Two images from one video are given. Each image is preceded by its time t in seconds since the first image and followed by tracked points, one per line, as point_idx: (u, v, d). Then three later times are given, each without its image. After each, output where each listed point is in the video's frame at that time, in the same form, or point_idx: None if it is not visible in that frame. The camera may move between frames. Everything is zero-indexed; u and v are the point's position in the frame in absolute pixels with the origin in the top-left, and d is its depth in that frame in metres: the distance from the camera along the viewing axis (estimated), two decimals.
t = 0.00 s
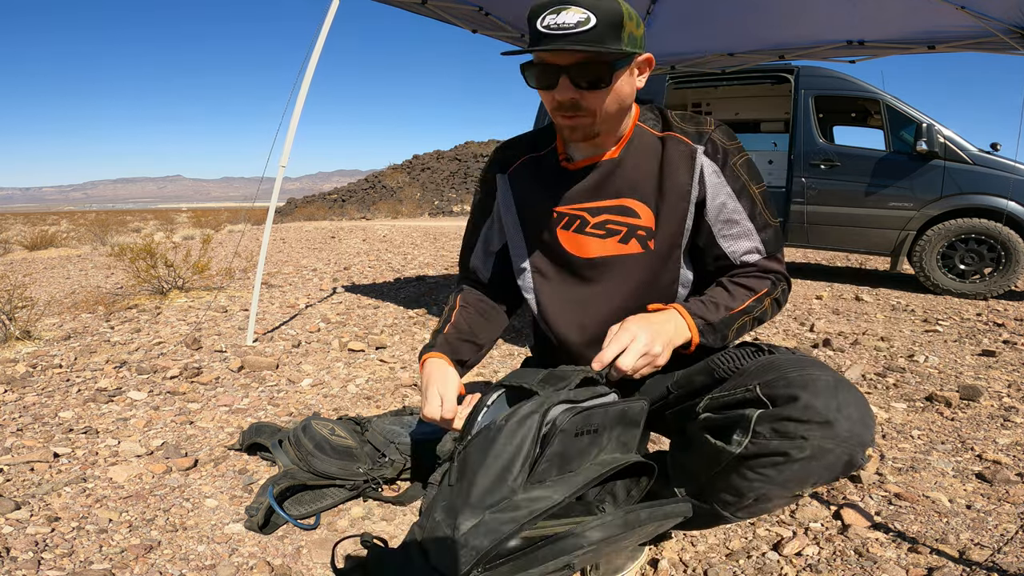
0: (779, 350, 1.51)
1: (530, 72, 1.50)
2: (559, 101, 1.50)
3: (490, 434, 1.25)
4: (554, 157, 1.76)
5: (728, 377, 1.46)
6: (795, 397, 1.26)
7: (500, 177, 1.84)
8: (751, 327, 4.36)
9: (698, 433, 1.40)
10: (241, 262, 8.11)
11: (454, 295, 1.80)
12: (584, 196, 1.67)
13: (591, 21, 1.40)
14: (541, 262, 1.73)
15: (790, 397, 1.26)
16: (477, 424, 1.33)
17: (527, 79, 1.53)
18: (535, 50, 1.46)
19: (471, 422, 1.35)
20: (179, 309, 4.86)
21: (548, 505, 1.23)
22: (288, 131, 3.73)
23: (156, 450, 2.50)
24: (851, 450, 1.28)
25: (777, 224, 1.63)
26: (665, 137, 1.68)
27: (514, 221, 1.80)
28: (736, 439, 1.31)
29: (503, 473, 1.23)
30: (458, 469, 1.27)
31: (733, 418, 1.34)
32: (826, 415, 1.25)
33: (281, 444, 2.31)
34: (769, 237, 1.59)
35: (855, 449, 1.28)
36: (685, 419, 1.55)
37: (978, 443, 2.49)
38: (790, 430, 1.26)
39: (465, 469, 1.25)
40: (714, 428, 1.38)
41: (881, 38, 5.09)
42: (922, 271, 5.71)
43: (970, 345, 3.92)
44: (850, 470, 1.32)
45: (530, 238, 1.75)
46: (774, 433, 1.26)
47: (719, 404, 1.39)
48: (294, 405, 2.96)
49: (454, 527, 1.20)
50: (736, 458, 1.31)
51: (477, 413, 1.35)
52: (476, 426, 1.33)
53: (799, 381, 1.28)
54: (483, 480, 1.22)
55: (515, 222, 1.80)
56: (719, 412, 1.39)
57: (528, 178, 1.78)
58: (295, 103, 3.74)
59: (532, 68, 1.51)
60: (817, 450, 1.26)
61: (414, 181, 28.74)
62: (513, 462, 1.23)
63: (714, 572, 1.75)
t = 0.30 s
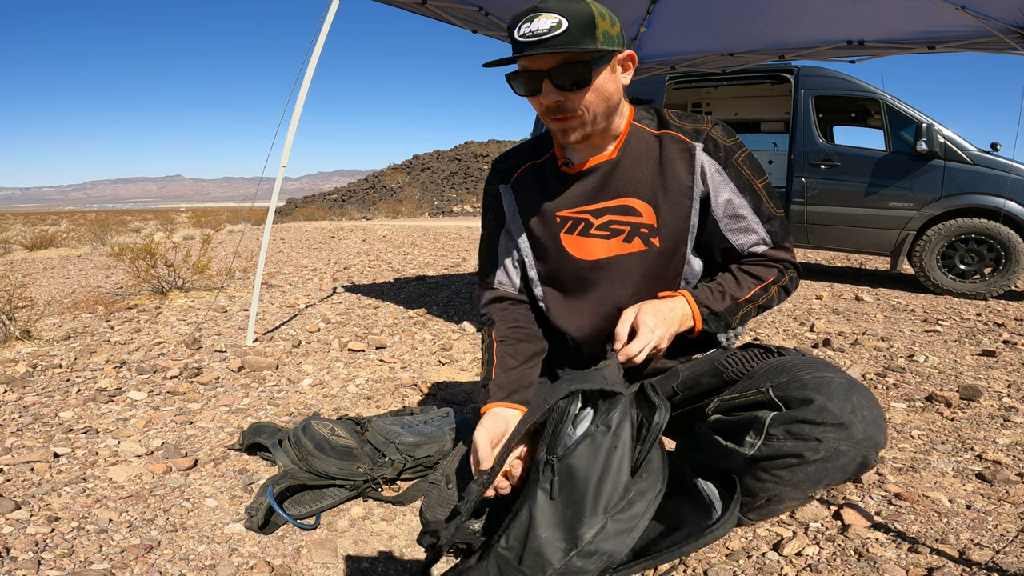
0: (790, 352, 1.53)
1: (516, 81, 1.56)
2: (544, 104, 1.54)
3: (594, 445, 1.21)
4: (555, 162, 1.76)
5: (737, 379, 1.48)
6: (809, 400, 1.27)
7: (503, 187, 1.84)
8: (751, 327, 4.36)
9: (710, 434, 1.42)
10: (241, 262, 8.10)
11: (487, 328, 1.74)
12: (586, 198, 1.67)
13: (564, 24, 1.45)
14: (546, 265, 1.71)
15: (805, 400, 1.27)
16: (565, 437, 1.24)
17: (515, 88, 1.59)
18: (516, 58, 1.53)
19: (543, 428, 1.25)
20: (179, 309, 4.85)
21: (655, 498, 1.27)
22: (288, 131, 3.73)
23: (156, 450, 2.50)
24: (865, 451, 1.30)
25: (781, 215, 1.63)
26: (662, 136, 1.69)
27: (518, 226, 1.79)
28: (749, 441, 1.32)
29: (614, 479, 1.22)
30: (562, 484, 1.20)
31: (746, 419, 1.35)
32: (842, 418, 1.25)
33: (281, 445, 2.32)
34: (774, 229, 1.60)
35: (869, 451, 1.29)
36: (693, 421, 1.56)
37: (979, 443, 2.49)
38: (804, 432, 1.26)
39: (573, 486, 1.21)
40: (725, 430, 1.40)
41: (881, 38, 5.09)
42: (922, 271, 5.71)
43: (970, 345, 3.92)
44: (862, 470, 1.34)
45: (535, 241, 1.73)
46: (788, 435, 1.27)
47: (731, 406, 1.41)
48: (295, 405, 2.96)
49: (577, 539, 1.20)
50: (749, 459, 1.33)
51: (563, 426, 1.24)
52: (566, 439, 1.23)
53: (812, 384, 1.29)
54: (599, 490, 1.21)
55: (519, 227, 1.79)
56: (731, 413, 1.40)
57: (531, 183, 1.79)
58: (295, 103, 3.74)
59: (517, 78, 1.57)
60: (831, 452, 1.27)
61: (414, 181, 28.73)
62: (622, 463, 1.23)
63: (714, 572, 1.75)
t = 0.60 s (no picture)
0: (788, 349, 1.55)
1: (529, 64, 1.57)
2: (557, 87, 1.55)
3: (618, 467, 1.10)
4: (554, 158, 1.77)
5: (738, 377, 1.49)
6: (813, 398, 1.28)
7: (500, 180, 1.84)
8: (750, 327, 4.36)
9: (712, 433, 1.42)
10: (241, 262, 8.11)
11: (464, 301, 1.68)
12: (584, 194, 1.67)
13: (586, 12, 1.46)
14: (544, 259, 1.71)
15: (809, 398, 1.29)
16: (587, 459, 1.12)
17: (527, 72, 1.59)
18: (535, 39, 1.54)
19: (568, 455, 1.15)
20: (179, 309, 4.86)
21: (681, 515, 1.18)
22: (289, 131, 3.73)
23: (156, 450, 2.50)
24: (867, 447, 1.33)
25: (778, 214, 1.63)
26: (661, 136, 1.69)
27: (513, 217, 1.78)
28: (754, 439, 1.33)
29: (640, 501, 1.12)
30: (584, 508, 1.10)
31: (749, 418, 1.36)
32: (845, 415, 1.28)
33: (282, 445, 2.32)
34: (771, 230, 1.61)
35: (870, 447, 1.32)
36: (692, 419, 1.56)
37: (978, 443, 2.49)
38: (809, 429, 1.28)
39: (594, 511, 1.10)
40: (728, 429, 1.40)
41: (881, 38, 5.09)
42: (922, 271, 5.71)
43: (970, 345, 3.92)
44: (864, 466, 1.37)
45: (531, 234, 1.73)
46: (793, 433, 1.29)
47: (733, 405, 1.41)
48: (295, 405, 2.96)
49: (600, 562, 1.11)
50: (753, 456, 1.33)
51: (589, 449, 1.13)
52: (588, 462, 1.12)
53: (816, 381, 1.31)
54: (624, 514, 1.11)
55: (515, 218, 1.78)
56: (733, 412, 1.40)
57: (529, 177, 1.79)
58: (295, 103, 3.74)
59: (529, 61, 1.58)
60: (835, 449, 1.30)
61: (414, 181, 28.74)
62: (647, 485, 1.13)
63: (714, 572, 1.75)
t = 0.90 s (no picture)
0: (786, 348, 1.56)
1: (548, 47, 1.53)
2: (575, 75, 1.53)
3: (640, 477, 1.08)
4: (553, 153, 1.77)
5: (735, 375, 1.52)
6: (807, 393, 1.32)
7: (499, 172, 1.85)
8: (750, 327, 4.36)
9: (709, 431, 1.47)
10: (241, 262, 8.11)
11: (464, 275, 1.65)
12: (581, 188, 1.68)
13: (616, 9, 1.44)
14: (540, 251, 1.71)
15: (803, 394, 1.32)
16: (610, 469, 1.09)
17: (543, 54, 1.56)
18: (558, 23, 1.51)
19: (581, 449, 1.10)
20: (179, 309, 4.85)
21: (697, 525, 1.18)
22: (289, 131, 3.73)
23: (156, 450, 2.50)
24: (864, 445, 1.33)
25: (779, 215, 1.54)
26: (658, 133, 1.69)
27: (511, 206, 1.76)
28: (750, 435, 1.37)
29: (658, 512, 1.11)
30: (601, 517, 1.08)
31: (746, 414, 1.40)
32: (840, 411, 1.30)
33: (282, 444, 2.32)
34: (773, 224, 1.51)
35: (867, 444, 1.33)
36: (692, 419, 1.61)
37: (978, 443, 2.49)
38: (803, 425, 1.30)
39: (612, 521, 1.08)
40: (726, 426, 1.45)
41: (881, 38, 5.09)
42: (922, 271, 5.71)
43: (970, 345, 3.92)
44: (863, 464, 1.36)
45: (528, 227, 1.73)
46: (788, 429, 1.31)
47: (729, 402, 1.46)
48: (295, 405, 2.96)
49: (611, 570, 1.10)
50: (749, 454, 1.36)
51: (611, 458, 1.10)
52: (610, 472, 1.09)
53: (809, 378, 1.35)
54: (641, 524, 1.09)
55: (513, 209, 1.76)
56: (731, 410, 1.45)
57: (528, 170, 1.80)
58: (295, 103, 3.74)
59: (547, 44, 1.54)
60: (831, 445, 1.30)
61: (414, 181, 28.74)
62: (666, 496, 1.12)
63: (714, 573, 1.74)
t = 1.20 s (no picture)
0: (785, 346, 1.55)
1: (556, 43, 1.56)
2: (584, 69, 1.54)
3: (633, 456, 1.09)
4: (552, 153, 1.78)
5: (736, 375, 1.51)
6: (808, 393, 1.32)
7: (498, 171, 1.86)
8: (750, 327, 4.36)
9: (710, 432, 1.47)
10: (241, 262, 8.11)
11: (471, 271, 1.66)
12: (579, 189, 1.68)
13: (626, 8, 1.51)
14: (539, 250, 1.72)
15: (804, 394, 1.33)
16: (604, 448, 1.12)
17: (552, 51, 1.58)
18: (568, 20, 1.55)
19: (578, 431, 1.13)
20: (179, 309, 4.86)
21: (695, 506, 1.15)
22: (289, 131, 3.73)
23: (156, 450, 2.50)
24: (866, 443, 1.35)
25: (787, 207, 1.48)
26: (657, 132, 1.68)
27: (513, 206, 1.77)
28: (751, 436, 1.37)
29: (650, 488, 1.10)
30: (597, 497, 1.08)
31: (747, 414, 1.41)
32: (841, 411, 1.31)
33: (282, 444, 2.32)
34: (783, 209, 1.46)
35: (868, 442, 1.34)
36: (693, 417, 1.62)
37: (978, 443, 2.49)
38: (804, 426, 1.31)
39: (607, 499, 1.08)
40: (727, 426, 1.46)
41: (882, 38, 5.09)
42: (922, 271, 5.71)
43: (970, 345, 3.92)
44: (866, 463, 1.38)
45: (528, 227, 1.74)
46: (789, 429, 1.32)
47: (730, 402, 1.47)
48: (295, 405, 2.96)
49: (606, 552, 1.08)
50: (750, 454, 1.38)
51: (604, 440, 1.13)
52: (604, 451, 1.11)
53: (810, 377, 1.35)
54: (634, 503, 1.08)
55: (515, 209, 1.78)
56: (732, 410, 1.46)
57: (527, 169, 1.80)
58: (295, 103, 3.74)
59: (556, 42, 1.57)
60: (832, 445, 1.31)
61: (414, 181, 28.75)
62: (659, 474, 1.11)
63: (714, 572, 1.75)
